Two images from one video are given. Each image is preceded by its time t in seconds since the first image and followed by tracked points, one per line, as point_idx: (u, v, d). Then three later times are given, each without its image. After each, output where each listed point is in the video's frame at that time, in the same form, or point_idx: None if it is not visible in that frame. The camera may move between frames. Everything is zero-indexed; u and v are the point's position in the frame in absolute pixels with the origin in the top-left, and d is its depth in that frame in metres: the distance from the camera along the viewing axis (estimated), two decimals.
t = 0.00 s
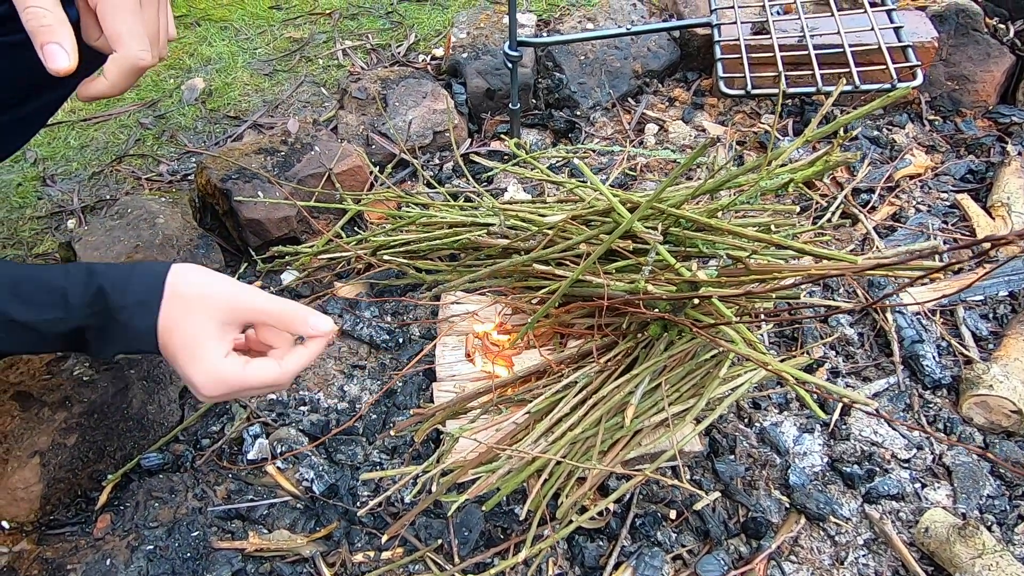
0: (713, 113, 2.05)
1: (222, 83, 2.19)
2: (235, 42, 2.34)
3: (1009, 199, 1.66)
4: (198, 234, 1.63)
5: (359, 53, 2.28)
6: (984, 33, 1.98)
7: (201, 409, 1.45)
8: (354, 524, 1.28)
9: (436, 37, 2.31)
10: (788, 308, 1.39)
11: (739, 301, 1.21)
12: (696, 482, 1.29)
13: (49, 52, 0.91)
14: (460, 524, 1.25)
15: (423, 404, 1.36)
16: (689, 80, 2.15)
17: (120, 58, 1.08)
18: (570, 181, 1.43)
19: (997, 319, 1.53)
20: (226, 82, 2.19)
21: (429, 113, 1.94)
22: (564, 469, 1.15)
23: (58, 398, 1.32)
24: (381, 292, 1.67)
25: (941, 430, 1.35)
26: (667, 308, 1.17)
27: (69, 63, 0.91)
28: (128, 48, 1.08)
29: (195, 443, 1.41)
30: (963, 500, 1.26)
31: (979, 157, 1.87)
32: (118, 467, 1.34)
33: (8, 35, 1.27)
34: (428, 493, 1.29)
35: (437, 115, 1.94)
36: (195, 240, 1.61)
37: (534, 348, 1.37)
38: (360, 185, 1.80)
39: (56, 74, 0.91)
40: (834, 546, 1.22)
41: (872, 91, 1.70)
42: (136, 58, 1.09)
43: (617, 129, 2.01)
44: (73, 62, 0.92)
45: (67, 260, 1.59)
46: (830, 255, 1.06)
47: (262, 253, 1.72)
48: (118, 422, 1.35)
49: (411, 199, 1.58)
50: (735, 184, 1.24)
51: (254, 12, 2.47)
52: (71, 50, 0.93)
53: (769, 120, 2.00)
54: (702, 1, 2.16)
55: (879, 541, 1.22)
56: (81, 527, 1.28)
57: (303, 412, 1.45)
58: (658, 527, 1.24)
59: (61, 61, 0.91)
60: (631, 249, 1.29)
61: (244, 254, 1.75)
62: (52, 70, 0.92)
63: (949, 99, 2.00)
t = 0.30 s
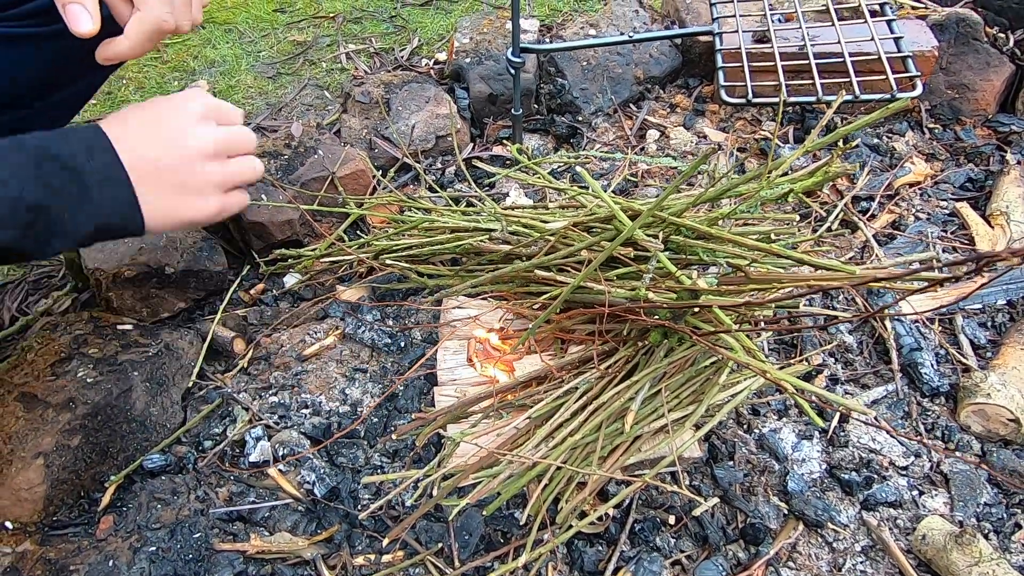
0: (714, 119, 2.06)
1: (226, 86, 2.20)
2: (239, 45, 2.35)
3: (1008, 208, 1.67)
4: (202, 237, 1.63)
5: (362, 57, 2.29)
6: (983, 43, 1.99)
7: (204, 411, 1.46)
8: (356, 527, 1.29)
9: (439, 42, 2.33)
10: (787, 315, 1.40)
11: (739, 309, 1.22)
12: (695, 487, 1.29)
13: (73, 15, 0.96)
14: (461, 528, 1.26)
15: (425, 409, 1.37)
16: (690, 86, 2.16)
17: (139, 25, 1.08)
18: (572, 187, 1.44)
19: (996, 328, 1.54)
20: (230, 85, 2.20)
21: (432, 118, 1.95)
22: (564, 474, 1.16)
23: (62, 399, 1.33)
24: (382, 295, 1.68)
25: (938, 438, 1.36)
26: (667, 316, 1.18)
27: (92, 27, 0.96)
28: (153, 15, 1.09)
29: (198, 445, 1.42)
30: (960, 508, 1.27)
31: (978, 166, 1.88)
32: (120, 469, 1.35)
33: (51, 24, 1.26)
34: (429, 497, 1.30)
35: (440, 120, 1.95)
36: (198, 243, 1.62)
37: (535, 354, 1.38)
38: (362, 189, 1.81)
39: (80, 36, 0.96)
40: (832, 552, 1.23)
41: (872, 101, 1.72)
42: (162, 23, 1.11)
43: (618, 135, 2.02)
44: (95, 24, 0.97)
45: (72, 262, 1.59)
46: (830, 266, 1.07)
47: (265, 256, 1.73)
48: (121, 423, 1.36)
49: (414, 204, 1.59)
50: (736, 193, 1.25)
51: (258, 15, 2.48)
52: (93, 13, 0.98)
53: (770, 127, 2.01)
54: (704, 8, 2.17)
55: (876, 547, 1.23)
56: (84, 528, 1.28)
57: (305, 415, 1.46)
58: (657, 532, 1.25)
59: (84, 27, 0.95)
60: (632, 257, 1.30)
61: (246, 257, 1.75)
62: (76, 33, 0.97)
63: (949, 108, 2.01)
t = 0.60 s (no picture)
0: (714, 122, 2.06)
1: (226, 85, 2.20)
2: (239, 44, 2.35)
3: (1005, 213, 1.68)
4: (200, 236, 1.63)
5: (363, 57, 2.29)
6: (983, 48, 2.00)
7: (201, 411, 1.46)
8: (352, 527, 1.29)
9: (439, 43, 2.33)
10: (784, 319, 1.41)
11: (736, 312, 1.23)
12: (692, 490, 1.29)
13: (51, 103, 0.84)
14: (457, 529, 1.26)
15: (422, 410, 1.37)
16: (690, 89, 2.16)
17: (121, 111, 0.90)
18: (570, 189, 1.44)
19: (993, 332, 1.54)
20: (230, 85, 2.20)
21: (431, 118, 1.95)
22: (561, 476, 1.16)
23: (59, 398, 1.32)
24: (381, 296, 1.68)
25: (935, 442, 1.36)
26: (664, 318, 1.18)
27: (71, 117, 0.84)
28: (138, 101, 0.90)
29: (195, 444, 1.42)
30: (957, 512, 1.27)
31: (976, 170, 1.88)
32: (117, 467, 1.35)
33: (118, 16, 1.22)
34: (425, 498, 1.30)
35: (439, 121, 1.95)
36: (196, 242, 1.62)
37: (533, 355, 1.38)
38: (361, 189, 1.81)
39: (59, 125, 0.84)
40: (828, 555, 1.23)
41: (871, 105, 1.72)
42: (144, 110, 0.92)
43: (618, 137, 2.02)
44: (73, 109, 0.85)
45: (71, 261, 1.59)
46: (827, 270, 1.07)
47: (263, 255, 1.73)
48: (118, 422, 1.36)
49: (413, 205, 1.59)
50: (734, 197, 1.25)
51: (259, 15, 2.48)
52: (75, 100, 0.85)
53: (769, 130, 2.02)
54: (704, 11, 2.17)
55: (872, 551, 1.23)
56: (80, 526, 1.28)
57: (302, 416, 1.45)
58: (654, 535, 1.25)
59: (61, 119, 0.83)
60: (630, 259, 1.30)
61: (245, 256, 1.75)
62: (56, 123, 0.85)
63: (948, 113, 2.02)
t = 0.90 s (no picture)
0: (712, 123, 2.06)
1: (223, 83, 2.19)
2: (236, 43, 2.35)
3: (1002, 215, 1.68)
4: (197, 235, 1.63)
5: (361, 56, 2.29)
6: (980, 50, 2.01)
7: (197, 410, 1.45)
8: (348, 527, 1.29)
9: (438, 42, 2.32)
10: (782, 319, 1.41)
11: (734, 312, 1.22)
12: (690, 490, 1.29)
13: None
14: (454, 529, 1.26)
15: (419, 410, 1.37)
16: (688, 89, 2.16)
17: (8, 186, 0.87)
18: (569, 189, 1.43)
19: (990, 333, 1.54)
20: (227, 83, 2.19)
21: (430, 118, 1.95)
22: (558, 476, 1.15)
23: (54, 397, 1.32)
24: (378, 295, 1.67)
25: (932, 443, 1.36)
26: (663, 318, 1.18)
27: None
28: None
29: (190, 443, 1.41)
30: (954, 513, 1.27)
31: (974, 172, 1.88)
32: (112, 467, 1.34)
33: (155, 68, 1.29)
34: (422, 498, 1.29)
35: (437, 120, 1.95)
36: (193, 241, 1.61)
37: (531, 355, 1.37)
38: (359, 189, 1.81)
39: None
40: (825, 557, 1.23)
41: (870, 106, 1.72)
42: None
43: (616, 137, 2.02)
44: None
45: (66, 260, 1.59)
46: (825, 271, 1.07)
47: (261, 254, 1.73)
48: (114, 421, 1.35)
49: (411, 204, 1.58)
50: (733, 197, 1.25)
51: (256, 14, 2.48)
52: None
53: (767, 131, 2.02)
54: (703, 12, 2.17)
55: (869, 552, 1.23)
56: (74, 526, 1.27)
57: (298, 415, 1.45)
58: (651, 535, 1.25)
59: None
60: (628, 259, 1.30)
61: (242, 255, 1.75)
62: None
63: (945, 114, 2.02)
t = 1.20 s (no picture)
0: (710, 122, 2.07)
1: (221, 81, 2.19)
2: (234, 41, 2.34)
3: (999, 215, 1.68)
4: (194, 233, 1.63)
5: (359, 55, 2.29)
6: (978, 50, 2.02)
7: (194, 408, 1.45)
8: (346, 525, 1.29)
9: (437, 40, 2.32)
10: (780, 318, 1.41)
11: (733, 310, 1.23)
12: (687, 489, 1.29)
13: None
14: (452, 528, 1.26)
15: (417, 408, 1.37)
16: (687, 88, 2.17)
17: None
18: (567, 187, 1.43)
19: (987, 332, 1.55)
20: (225, 81, 2.19)
21: (428, 117, 1.95)
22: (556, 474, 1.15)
23: (50, 395, 1.32)
24: (376, 294, 1.67)
25: (929, 441, 1.36)
26: (661, 316, 1.18)
27: None
28: None
29: (187, 442, 1.41)
30: (950, 511, 1.27)
31: (971, 172, 1.89)
32: (108, 465, 1.33)
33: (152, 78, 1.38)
34: (420, 496, 1.29)
35: (436, 118, 1.95)
36: (190, 239, 1.61)
37: (529, 353, 1.38)
38: (356, 187, 1.81)
39: None
40: (822, 555, 1.23)
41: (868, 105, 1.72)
42: None
43: (614, 136, 2.02)
44: None
45: (63, 257, 1.58)
46: (823, 268, 1.06)
47: (258, 252, 1.73)
48: (110, 419, 1.34)
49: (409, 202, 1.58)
50: (731, 195, 1.25)
51: (254, 11, 2.48)
52: None
53: (765, 130, 2.02)
54: (701, 11, 2.17)
55: (866, 550, 1.23)
56: (70, 524, 1.27)
57: (296, 413, 1.45)
58: (649, 533, 1.25)
59: None
60: (626, 257, 1.30)
61: (239, 253, 1.75)
62: None
63: (943, 114, 2.02)
